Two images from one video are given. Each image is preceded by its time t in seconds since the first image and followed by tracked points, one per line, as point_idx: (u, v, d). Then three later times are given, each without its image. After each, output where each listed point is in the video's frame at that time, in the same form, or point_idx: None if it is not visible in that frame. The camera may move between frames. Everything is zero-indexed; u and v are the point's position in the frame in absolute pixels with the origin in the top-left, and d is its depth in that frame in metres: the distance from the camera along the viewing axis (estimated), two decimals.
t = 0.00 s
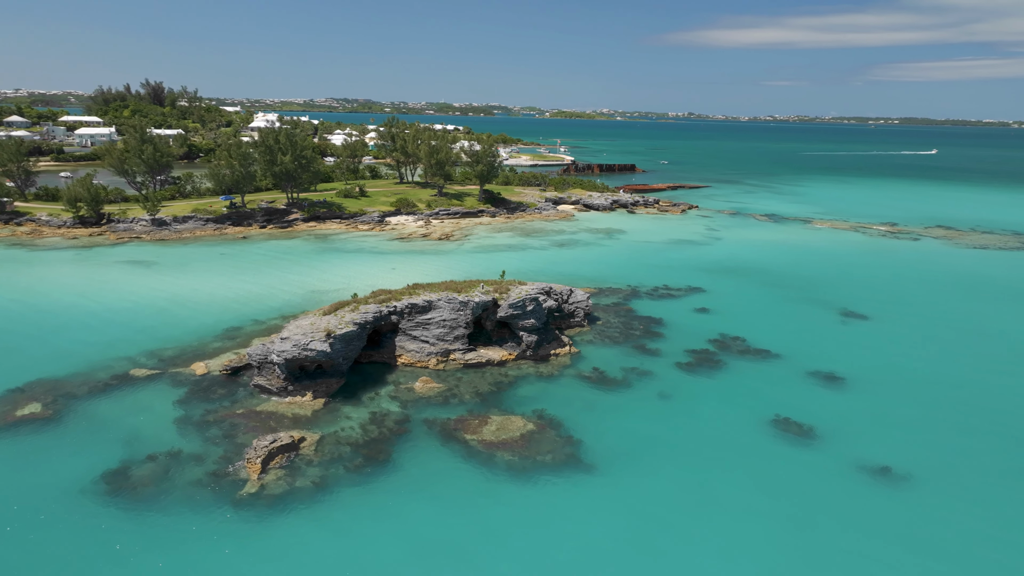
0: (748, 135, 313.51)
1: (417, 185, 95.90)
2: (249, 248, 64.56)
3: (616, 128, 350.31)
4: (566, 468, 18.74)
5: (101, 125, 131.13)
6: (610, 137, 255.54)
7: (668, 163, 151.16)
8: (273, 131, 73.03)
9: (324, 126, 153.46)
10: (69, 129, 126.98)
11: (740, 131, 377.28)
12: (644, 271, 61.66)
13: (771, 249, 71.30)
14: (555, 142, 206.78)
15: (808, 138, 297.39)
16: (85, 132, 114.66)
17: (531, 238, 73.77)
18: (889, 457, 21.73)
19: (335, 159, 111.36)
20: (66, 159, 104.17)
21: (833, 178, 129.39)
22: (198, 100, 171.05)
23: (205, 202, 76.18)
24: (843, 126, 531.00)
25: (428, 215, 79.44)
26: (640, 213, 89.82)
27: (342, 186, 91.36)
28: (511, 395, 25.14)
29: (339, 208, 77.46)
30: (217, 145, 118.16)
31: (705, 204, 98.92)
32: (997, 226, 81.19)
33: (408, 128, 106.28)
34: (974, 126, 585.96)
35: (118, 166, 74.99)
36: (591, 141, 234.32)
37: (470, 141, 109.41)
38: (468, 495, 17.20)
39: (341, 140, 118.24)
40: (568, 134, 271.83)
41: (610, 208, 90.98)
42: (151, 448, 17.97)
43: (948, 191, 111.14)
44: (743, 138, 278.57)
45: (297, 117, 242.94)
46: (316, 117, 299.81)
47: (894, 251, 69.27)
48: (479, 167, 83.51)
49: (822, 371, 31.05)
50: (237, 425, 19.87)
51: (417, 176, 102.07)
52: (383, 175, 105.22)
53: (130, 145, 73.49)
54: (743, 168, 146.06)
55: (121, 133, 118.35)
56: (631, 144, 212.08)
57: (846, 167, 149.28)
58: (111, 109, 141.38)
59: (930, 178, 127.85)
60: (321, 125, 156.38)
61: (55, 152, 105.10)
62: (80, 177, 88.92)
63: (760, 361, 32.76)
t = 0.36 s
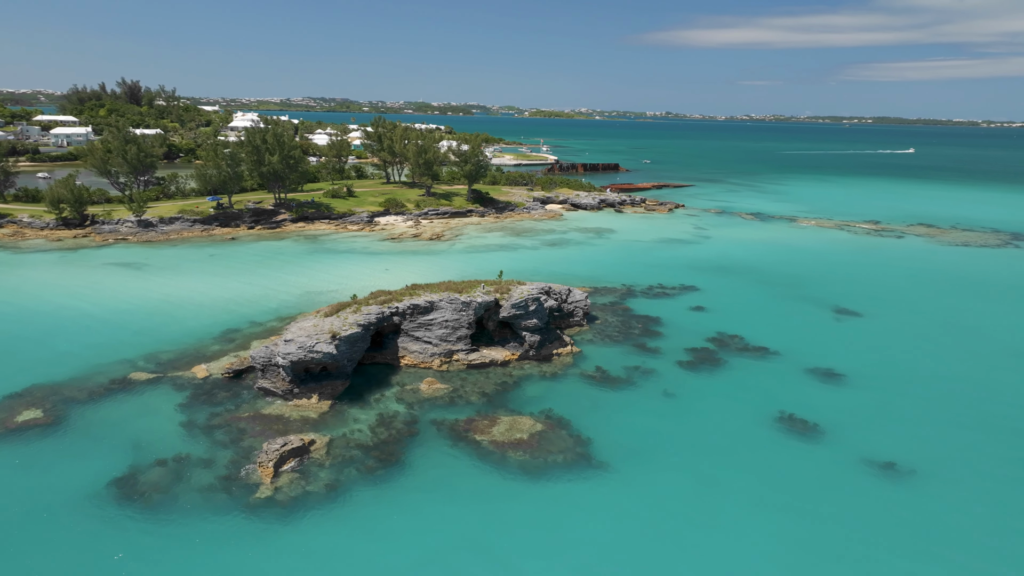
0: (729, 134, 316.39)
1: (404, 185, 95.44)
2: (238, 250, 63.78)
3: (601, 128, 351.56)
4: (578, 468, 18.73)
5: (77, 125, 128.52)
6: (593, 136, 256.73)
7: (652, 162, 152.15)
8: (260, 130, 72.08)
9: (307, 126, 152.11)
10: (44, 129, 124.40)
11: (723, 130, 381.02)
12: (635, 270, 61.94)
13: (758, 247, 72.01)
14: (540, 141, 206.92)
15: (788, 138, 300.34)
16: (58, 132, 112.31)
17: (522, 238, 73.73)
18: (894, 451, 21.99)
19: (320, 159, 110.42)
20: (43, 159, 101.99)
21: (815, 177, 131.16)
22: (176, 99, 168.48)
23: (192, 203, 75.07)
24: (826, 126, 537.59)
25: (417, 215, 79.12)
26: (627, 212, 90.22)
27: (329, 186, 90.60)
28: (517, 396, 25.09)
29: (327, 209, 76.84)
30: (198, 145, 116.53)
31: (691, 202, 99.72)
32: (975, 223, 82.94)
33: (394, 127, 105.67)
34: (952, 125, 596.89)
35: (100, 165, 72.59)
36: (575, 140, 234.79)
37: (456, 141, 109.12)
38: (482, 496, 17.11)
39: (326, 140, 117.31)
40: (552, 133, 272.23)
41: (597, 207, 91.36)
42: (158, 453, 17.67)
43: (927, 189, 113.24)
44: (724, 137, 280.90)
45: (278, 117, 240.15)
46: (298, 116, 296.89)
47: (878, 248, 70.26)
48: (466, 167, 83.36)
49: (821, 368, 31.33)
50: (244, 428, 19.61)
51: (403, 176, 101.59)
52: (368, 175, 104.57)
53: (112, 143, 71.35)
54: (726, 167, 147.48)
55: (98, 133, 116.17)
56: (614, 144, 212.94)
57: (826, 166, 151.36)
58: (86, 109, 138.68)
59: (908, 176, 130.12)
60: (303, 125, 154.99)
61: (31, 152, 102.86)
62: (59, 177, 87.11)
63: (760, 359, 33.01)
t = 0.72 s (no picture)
0: (711, 133, 319.12)
1: (390, 185, 94.96)
2: (227, 251, 63.04)
3: (585, 127, 352.72)
4: (590, 466, 18.77)
5: (52, 125, 125.91)
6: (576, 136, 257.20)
7: (636, 161, 153.10)
8: (246, 130, 71.01)
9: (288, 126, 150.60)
10: (16, 128, 121.66)
11: (707, 129, 383.67)
12: (626, 269, 62.25)
13: (745, 245, 72.74)
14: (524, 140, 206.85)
15: (765, 137, 303.43)
16: (32, 133, 109.94)
17: (512, 237, 73.73)
18: (898, 445, 22.29)
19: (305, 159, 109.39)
20: (17, 159, 99.72)
21: (797, 175, 133.02)
22: (153, 99, 165.79)
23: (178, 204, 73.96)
24: (807, 125, 544.78)
25: (405, 215, 78.77)
26: (615, 211, 90.63)
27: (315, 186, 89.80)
28: (524, 395, 25.11)
29: (315, 209, 76.18)
30: (178, 145, 114.70)
31: (677, 201, 100.55)
32: (954, 220, 84.82)
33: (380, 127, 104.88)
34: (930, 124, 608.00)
35: (82, 166, 70.83)
36: (558, 139, 235.16)
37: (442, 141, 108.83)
38: (498, 495, 17.08)
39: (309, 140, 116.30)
40: (536, 132, 272.38)
41: (584, 207, 91.68)
42: (166, 458, 17.44)
43: (905, 187, 115.44)
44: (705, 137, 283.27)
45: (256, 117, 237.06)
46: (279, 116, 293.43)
47: (862, 246, 71.28)
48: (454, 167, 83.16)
49: (819, 365, 31.72)
50: (252, 432, 19.38)
51: (389, 176, 101.05)
52: (353, 175, 103.87)
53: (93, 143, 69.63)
54: (709, 165, 148.87)
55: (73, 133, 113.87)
56: (597, 143, 213.66)
57: (807, 164, 153.50)
58: (59, 108, 135.88)
59: (886, 175, 132.48)
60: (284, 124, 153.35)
61: (5, 153, 100.50)
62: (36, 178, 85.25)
63: (759, 356, 33.36)
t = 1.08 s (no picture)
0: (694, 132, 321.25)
1: (377, 185, 94.46)
2: (217, 252, 62.33)
3: (569, 127, 353.66)
4: (602, 465, 18.82)
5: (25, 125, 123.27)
6: (560, 135, 257.98)
7: (620, 161, 153.83)
8: (232, 130, 69.87)
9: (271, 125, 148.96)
10: None
11: (691, 128, 386.46)
12: (616, 268, 62.52)
13: (732, 244, 73.43)
14: (506, 140, 206.44)
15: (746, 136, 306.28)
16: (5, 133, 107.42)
17: (502, 237, 73.70)
18: (901, 439, 22.62)
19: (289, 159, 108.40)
20: None
21: (779, 174, 134.65)
22: (130, 98, 163.08)
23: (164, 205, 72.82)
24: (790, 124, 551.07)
25: (394, 216, 78.41)
26: (602, 211, 90.99)
27: (300, 187, 88.94)
28: (529, 395, 25.13)
29: (303, 210, 75.48)
30: (157, 146, 112.82)
31: (664, 200, 101.28)
32: (933, 218, 86.54)
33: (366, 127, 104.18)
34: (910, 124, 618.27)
35: (63, 166, 69.19)
36: (543, 138, 235.30)
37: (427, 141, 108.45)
38: (513, 495, 17.07)
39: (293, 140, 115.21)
40: (520, 132, 272.32)
41: (572, 206, 91.88)
42: (174, 463, 17.22)
43: (884, 185, 117.44)
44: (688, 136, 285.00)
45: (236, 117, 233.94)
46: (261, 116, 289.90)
47: (847, 243, 72.27)
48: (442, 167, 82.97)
49: (818, 362, 32.10)
50: (260, 435, 19.18)
51: (375, 176, 100.45)
52: (338, 175, 103.10)
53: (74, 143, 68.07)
54: (693, 164, 150.10)
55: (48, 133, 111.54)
56: (579, 143, 214.09)
57: (788, 163, 155.42)
58: (33, 108, 133.06)
59: (865, 173, 134.60)
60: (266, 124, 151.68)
61: None
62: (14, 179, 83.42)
63: (757, 353, 33.70)
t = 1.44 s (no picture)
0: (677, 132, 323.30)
1: (363, 185, 93.90)
2: (206, 254, 61.62)
3: (554, 127, 354.04)
4: (613, 464, 18.89)
5: None
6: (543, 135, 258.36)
7: (604, 160, 154.37)
8: (218, 130, 69.00)
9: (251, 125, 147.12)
10: None
11: (674, 127, 389.21)
12: (606, 267, 62.75)
13: (719, 242, 74.10)
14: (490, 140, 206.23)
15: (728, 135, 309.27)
16: None
17: (492, 237, 73.63)
18: (903, 434, 22.99)
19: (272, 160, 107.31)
20: None
21: (761, 173, 136.08)
22: (105, 98, 160.06)
23: (150, 206, 71.67)
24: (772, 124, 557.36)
25: (383, 216, 78.05)
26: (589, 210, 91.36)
27: (286, 188, 88.04)
28: (535, 395, 25.16)
29: (291, 210, 74.76)
30: (134, 146, 110.85)
31: (650, 199, 101.91)
32: (913, 216, 88.20)
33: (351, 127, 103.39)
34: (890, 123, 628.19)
35: (44, 167, 67.41)
36: (526, 137, 235.04)
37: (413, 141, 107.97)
38: (528, 494, 17.09)
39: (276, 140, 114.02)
40: (504, 131, 272.18)
41: (559, 206, 92.10)
42: (182, 468, 17.01)
43: (863, 183, 119.35)
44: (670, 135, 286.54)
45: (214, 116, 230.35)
46: (240, 116, 285.81)
47: (830, 241, 73.29)
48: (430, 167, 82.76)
49: (816, 358, 32.51)
50: (268, 438, 19.01)
51: (360, 176, 99.82)
52: (323, 176, 102.26)
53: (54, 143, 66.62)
54: (676, 164, 151.14)
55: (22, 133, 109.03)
56: (561, 142, 214.31)
57: (770, 162, 157.17)
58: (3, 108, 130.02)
59: (844, 172, 136.51)
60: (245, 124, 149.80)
61: None
62: None
63: (755, 351, 34.05)
